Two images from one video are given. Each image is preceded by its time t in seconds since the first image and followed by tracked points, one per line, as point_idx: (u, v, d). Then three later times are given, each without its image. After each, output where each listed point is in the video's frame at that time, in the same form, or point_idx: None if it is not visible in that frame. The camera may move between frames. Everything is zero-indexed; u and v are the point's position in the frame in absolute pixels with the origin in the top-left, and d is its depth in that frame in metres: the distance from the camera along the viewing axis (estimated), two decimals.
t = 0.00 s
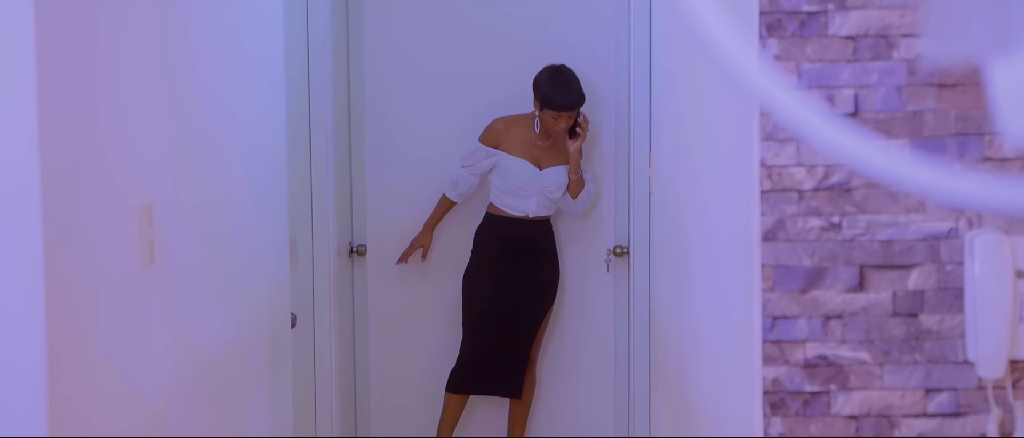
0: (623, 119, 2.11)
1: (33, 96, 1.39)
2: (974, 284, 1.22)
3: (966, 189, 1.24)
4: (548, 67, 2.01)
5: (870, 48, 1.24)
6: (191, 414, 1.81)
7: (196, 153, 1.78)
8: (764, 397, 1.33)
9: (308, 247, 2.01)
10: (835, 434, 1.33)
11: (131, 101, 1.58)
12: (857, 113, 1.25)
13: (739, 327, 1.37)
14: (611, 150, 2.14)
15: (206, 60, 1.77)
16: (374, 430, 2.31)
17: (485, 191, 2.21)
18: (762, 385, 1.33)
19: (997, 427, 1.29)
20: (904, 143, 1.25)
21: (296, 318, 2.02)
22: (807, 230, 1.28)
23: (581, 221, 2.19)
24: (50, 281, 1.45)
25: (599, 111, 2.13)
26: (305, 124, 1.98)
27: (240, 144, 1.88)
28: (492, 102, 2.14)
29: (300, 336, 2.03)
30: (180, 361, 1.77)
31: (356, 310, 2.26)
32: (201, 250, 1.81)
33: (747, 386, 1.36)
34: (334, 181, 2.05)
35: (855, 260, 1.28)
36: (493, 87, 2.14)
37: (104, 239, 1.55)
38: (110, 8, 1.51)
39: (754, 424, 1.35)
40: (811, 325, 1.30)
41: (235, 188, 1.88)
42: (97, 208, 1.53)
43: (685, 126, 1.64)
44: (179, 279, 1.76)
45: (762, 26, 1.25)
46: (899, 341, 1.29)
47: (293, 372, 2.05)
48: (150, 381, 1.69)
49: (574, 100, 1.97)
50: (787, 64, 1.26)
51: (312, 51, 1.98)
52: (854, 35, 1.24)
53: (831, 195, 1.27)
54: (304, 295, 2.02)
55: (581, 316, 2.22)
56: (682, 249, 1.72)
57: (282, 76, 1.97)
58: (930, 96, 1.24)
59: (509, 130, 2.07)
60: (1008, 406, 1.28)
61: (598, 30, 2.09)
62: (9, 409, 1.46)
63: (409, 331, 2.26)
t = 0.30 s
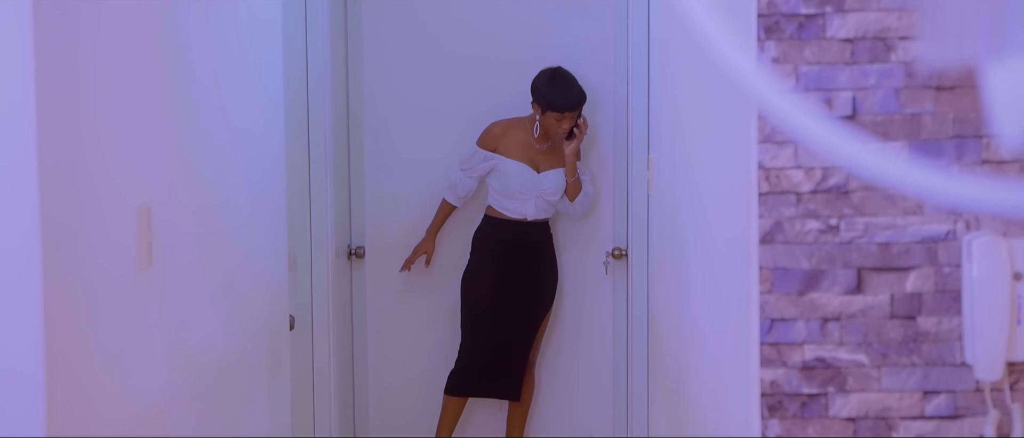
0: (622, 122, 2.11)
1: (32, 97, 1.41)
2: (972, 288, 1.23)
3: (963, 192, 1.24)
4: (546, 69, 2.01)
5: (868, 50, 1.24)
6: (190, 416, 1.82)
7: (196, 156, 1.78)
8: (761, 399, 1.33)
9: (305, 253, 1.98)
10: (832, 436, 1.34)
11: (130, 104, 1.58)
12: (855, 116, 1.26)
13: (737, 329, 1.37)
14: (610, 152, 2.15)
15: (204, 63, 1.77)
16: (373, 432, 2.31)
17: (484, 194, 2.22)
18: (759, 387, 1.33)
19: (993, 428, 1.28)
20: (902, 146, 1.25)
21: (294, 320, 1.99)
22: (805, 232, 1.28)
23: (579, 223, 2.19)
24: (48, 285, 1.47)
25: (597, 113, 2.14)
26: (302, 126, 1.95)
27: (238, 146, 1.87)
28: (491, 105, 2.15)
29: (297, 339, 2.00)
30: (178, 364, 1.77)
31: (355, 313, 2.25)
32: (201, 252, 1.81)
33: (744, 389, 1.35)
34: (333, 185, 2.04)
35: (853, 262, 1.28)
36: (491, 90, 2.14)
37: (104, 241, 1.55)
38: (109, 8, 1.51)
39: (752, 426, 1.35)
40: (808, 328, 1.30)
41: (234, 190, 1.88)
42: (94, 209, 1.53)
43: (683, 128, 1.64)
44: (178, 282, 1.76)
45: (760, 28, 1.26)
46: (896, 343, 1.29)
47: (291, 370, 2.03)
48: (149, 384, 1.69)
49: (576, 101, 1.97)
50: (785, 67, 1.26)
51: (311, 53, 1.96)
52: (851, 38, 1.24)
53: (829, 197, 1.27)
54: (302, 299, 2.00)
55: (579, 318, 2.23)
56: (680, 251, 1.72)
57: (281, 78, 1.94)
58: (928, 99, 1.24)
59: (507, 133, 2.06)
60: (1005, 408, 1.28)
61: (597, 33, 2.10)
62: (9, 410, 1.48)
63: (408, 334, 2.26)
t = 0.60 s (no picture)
0: (621, 122, 2.12)
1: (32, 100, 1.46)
2: (972, 288, 1.23)
3: (963, 192, 1.24)
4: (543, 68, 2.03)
5: (866, 51, 1.24)
6: (189, 419, 1.84)
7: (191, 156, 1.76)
8: (761, 400, 1.33)
9: (303, 256, 1.93)
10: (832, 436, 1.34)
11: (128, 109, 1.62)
12: (854, 116, 1.25)
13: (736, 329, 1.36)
14: (609, 153, 2.15)
15: (201, 62, 1.75)
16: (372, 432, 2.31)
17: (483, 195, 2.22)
18: (759, 387, 1.33)
19: (993, 428, 1.29)
20: (901, 146, 1.25)
21: (293, 321, 1.94)
22: (804, 233, 1.28)
23: (577, 223, 2.20)
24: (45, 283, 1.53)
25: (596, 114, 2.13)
26: (300, 128, 1.91)
27: (232, 149, 1.83)
28: (490, 105, 2.14)
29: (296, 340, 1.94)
30: (177, 363, 1.79)
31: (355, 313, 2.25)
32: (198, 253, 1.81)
33: (744, 389, 1.35)
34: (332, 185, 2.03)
35: (852, 263, 1.28)
36: (490, 90, 2.14)
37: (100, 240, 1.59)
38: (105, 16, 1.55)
39: (751, 426, 1.35)
40: (808, 328, 1.30)
41: (231, 193, 1.84)
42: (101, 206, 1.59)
43: (683, 127, 1.63)
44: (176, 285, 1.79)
45: (759, 29, 1.26)
46: (895, 344, 1.29)
47: (290, 375, 1.97)
48: (147, 385, 1.73)
49: (574, 98, 2.01)
50: (784, 67, 1.26)
51: (309, 48, 1.90)
52: (850, 38, 1.24)
53: (828, 198, 1.27)
54: (301, 298, 1.95)
55: (579, 319, 2.21)
56: (680, 251, 1.71)
57: (279, 80, 1.89)
58: (927, 99, 1.24)
59: (504, 135, 2.09)
60: (1005, 407, 1.28)
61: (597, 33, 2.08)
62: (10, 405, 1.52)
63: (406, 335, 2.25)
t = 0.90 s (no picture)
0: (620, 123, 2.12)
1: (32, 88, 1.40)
2: (971, 289, 1.23)
3: (962, 193, 1.24)
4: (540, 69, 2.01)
5: (865, 51, 1.24)
6: (187, 420, 1.82)
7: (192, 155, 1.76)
8: (760, 401, 1.33)
9: (302, 259, 2.01)
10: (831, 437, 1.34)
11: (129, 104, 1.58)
12: (853, 117, 1.25)
13: (735, 330, 1.36)
14: (608, 154, 2.15)
15: (204, 63, 1.77)
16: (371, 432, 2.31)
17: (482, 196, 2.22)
18: (758, 388, 1.33)
19: (993, 429, 1.28)
20: (900, 147, 1.25)
21: (293, 322, 2.01)
22: (802, 233, 1.28)
23: (572, 223, 2.20)
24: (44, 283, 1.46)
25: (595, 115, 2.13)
26: (300, 130, 1.99)
27: (245, 146, 1.89)
28: (489, 105, 2.14)
29: (296, 340, 2.02)
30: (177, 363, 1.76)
31: (355, 315, 2.25)
32: (199, 254, 1.81)
33: (743, 390, 1.35)
34: (331, 185, 2.05)
35: (851, 263, 1.28)
36: (490, 90, 2.14)
37: (99, 239, 1.55)
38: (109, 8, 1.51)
39: (750, 427, 1.35)
40: (807, 329, 1.30)
41: (232, 192, 1.87)
42: (98, 207, 1.54)
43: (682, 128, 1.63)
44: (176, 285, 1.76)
45: (758, 30, 1.26)
46: (894, 344, 1.29)
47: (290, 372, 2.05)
48: (147, 385, 1.69)
49: (574, 99, 1.98)
50: (783, 68, 1.25)
51: (308, 53, 1.98)
52: (849, 39, 1.24)
53: (827, 199, 1.27)
54: (301, 300, 2.02)
55: (575, 320, 2.23)
56: (678, 251, 1.72)
57: (279, 83, 1.98)
58: (926, 99, 1.24)
59: (502, 138, 2.05)
60: (1004, 409, 1.28)
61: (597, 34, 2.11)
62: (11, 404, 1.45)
63: (406, 336, 2.25)
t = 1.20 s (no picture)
0: (619, 122, 2.12)
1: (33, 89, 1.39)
2: (970, 289, 1.23)
3: (961, 193, 1.24)
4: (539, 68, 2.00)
5: (865, 51, 1.24)
6: (187, 419, 1.82)
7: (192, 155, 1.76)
8: (759, 401, 1.33)
9: (302, 254, 2.01)
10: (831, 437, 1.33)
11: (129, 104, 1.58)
12: (852, 116, 1.25)
13: (734, 329, 1.36)
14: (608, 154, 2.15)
15: (204, 64, 1.77)
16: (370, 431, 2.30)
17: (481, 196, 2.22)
18: (757, 388, 1.32)
19: (992, 429, 1.28)
20: (899, 147, 1.25)
21: (292, 322, 2.02)
22: (802, 233, 1.28)
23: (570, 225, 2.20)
24: (45, 284, 1.46)
25: (594, 115, 2.13)
26: (300, 129, 1.99)
27: (247, 144, 1.90)
28: (488, 105, 2.14)
29: (296, 340, 2.03)
30: (178, 363, 1.77)
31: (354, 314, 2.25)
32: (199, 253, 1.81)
33: (741, 390, 1.35)
34: (330, 183, 2.05)
35: (851, 263, 1.28)
36: (489, 90, 2.14)
37: (100, 239, 1.55)
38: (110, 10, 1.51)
39: (749, 427, 1.35)
40: (806, 329, 1.30)
41: (232, 192, 1.88)
42: (97, 207, 1.53)
43: (681, 126, 1.63)
44: (176, 283, 1.76)
45: (757, 30, 1.25)
46: (894, 344, 1.29)
47: (289, 371, 2.05)
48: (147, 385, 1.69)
49: (575, 97, 1.96)
50: (782, 67, 1.25)
51: (306, 52, 1.98)
52: (848, 38, 1.24)
53: (826, 198, 1.27)
54: (300, 297, 2.02)
55: (573, 319, 2.23)
56: (677, 251, 1.72)
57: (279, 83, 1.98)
58: (925, 99, 1.24)
59: (501, 138, 2.06)
60: (1004, 409, 1.28)
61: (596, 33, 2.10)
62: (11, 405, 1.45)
63: (405, 335, 2.25)
